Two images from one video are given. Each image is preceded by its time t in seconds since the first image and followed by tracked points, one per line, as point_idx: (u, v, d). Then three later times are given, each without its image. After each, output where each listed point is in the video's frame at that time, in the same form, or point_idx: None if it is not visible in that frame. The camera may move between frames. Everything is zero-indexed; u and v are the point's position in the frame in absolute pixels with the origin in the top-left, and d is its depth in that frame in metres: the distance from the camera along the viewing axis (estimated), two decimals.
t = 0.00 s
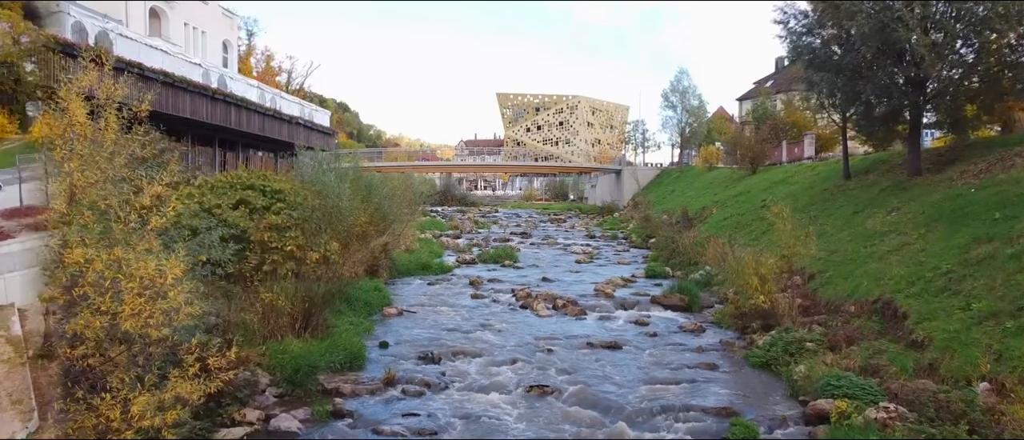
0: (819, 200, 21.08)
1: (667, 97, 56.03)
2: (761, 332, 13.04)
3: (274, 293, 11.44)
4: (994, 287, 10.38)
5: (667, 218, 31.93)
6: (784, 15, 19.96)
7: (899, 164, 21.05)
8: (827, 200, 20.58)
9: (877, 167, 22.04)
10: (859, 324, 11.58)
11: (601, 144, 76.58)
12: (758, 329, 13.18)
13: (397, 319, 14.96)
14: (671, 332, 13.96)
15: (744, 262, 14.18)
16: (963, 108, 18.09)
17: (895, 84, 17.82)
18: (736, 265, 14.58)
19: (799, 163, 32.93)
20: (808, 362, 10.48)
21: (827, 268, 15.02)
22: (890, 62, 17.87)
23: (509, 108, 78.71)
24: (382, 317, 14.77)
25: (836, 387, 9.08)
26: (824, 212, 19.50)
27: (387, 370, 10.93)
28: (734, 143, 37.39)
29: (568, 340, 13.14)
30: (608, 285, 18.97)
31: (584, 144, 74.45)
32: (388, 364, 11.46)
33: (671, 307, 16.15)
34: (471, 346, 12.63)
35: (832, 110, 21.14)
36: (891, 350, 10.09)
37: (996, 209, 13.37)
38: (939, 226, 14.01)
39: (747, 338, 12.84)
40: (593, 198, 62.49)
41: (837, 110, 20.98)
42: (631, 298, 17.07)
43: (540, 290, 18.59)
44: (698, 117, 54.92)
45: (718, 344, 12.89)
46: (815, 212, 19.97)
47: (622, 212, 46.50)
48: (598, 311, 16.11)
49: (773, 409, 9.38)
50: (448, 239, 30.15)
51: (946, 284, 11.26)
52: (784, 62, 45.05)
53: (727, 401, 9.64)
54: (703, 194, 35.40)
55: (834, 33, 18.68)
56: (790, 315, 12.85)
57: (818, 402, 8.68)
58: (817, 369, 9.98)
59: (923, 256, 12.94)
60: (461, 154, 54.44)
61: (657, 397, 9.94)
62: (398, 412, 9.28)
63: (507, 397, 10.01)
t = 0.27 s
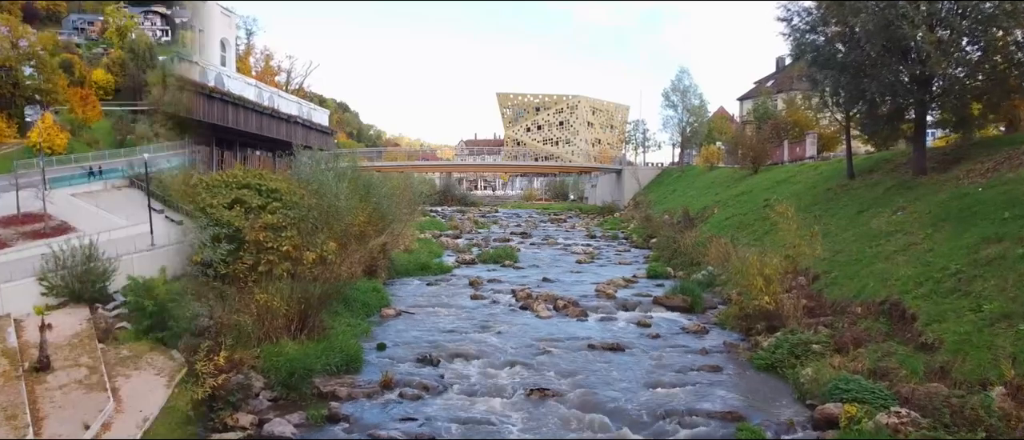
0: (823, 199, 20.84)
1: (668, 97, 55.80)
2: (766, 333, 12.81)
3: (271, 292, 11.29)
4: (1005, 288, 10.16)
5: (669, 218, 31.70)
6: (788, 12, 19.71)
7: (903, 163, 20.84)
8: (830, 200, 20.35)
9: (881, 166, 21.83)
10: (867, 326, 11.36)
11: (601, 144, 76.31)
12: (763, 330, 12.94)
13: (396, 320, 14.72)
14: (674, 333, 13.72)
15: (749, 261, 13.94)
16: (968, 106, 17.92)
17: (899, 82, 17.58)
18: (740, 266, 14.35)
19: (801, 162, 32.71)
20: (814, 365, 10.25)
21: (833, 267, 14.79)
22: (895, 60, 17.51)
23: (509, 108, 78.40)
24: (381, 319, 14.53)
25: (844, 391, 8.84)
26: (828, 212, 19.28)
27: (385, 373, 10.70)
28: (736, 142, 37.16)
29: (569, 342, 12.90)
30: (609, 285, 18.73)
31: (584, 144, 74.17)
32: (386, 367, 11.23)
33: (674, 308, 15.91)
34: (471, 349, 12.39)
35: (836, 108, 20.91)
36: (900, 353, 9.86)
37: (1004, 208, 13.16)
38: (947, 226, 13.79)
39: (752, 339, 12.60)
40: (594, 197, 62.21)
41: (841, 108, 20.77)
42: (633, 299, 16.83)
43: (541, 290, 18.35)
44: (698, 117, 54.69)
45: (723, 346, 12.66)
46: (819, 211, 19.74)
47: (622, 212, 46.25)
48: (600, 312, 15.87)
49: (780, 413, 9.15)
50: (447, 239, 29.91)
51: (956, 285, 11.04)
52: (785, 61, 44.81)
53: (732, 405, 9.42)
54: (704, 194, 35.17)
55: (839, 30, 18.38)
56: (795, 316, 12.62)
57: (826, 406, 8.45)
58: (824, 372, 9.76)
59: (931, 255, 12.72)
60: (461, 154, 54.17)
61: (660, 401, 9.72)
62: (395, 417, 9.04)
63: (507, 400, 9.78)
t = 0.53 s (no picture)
0: (827, 199, 20.58)
1: (669, 96, 55.57)
2: (770, 334, 12.57)
3: (272, 275, 12.81)
4: (1017, 289, 9.94)
5: (670, 218, 31.46)
6: (790, 9, 19.50)
7: (907, 162, 20.62)
8: (834, 199, 20.13)
9: (885, 165, 21.58)
10: (874, 328, 11.14)
11: (602, 144, 76.04)
12: (767, 332, 12.70)
13: (394, 322, 14.48)
14: (677, 335, 13.47)
15: (753, 261, 13.71)
16: (974, 105, 17.46)
17: (904, 79, 17.27)
18: (745, 264, 14.10)
19: (803, 161, 32.45)
20: (821, 368, 10.02)
21: (838, 267, 14.56)
22: (900, 57, 17.16)
23: (510, 107, 78.14)
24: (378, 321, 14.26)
25: (852, 395, 8.63)
26: (830, 211, 19.06)
27: (382, 376, 10.46)
28: (738, 141, 36.92)
29: (570, 344, 12.69)
30: (610, 286, 18.51)
31: (584, 143, 73.90)
32: (383, 370, 11.00)
33: (676, 309, 15.68)
34: (470, 351, 12.18)
35: (839, 106, 20.70)
36: (909, 356, 9.65)
37: (1013, 207, 12.94)
38: (954, 225, 13.56)
39: (756, 341, 12.37)
40: (594, 197, 61.93)
41: (845, 107, 20.55)
42: (635, 299, 16.59)
43: (541, 291, 18.11)
44: (700, 116, 54.41)
45: (727, 348, 12.41)
46: (822, 210, 19.51)
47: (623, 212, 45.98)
48: (601, 313, 15.64)
49: (785, 417, 8.95)
50: (447, 239, 29.68)
51: (964, 286, 10.83)
52: (788, 61, 44.55)
53: (737, 410, 9.18)
54: (706, 194, 34.92)
55: (844, 27, 18.36)
56: (801, 318, 12.39)
57: (834, 411, 8.26)
58: (830, 375, 9.54)
59: (938, 256, 12.49)
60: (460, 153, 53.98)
61: (661, 404, 9.52)
62: (392, 421, 8.82)
63: (505, 404, 9.57)
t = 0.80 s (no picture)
0: (830, 199, 20.28)
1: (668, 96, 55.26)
2: (774, 337, 12.27)
3: (268, 284, 13.83)
4: None
5: (670, 218, 31.19)
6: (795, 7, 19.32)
7: (911, 162, 20.41)
8: (836, 199, 19.88)
9: (888, 165, 21.33)
10: (881, 330, 10.94)
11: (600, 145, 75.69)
12: (770, 334, 12.44)
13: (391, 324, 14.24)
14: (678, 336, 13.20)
15: (757, 261, 13.44)
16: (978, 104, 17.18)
17: (908, 78, 16.93)
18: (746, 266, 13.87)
19: (804, 161, 32.20)
20: (827, 371, 9.85)
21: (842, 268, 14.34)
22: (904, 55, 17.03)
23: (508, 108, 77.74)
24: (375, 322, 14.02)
25: (861, 400, 8.54)
26: (833, 211, 18.81)
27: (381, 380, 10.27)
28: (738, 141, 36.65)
29: (570, 347, 12.44)
30: (610, 287, 18.24)
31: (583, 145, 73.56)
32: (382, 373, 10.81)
33: (677, 311, 15.40)
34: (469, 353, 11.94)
35: (842, 106, 20.45)
36: (918, 360, 9.50)
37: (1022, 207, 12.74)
38: (960, 226, 13.34)
39: (759, 344, 12.11)
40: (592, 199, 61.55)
41: (848, 106, 20.26)
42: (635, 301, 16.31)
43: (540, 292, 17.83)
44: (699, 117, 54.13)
45: (730, 350, 12.15)
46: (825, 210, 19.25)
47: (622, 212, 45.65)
48: (601, 315, 15.35)
49: (791, 422, 8.79)
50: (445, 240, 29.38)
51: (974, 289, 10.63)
52: (786, 60, 44.49)
53: (738, 413, 9.09)
54: (706, 194, 34.64)
55: (848, 24, 18.22)
56: (805, 320, 12.15)
57: (842, 416, 8.22)
58: (837, 379, 9.37)
59: (945, 257, 12.28)
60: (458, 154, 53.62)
61: (665, 409, 9.34)
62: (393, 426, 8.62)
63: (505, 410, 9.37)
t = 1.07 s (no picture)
0: (833, 198, 20.07)
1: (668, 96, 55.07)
2: (779, 339, 12.04)
3: (266, 294, 13.90)
4: None
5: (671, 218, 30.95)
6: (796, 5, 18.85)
7: (916, 162, 20.20)
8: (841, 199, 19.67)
9: (892, 165, 21.11)
10: (889, 334, 10.78)
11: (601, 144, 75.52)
12: (775, 337, 12.21)
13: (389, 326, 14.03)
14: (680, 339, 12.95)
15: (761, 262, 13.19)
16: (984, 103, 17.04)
17: (914, 76, 16.79)
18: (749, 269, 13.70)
19: (806, 161, 32.00)
20: (834, 375, 9.72)
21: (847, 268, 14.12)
22: (909, 53, 16.81)
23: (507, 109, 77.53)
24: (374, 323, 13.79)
25: (869, 406, 8.60)
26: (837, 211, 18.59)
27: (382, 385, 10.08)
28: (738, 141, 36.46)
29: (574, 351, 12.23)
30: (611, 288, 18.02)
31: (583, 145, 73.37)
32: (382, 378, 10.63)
33: (680, 312, 15.17)
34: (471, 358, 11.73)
35: (846, 105, 20.22)
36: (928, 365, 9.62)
37: None
38: (968, 226, 13.12)
39: (764, 346, 11.88)
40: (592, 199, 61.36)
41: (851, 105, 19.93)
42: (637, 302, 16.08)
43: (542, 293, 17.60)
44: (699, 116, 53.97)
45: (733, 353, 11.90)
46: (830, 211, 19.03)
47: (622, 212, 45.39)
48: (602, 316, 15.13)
49: (800, 429, 8.71)
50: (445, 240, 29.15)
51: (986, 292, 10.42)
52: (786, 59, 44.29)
53: (745, 418, 9.01)
54: (707, 194, 34.42)
55: (851, 22, 17.64)
56: (811, 323, 11.94)
57: (851, 423, 8.36)
58: (845, 385, 9.21)
59: (953, 258, 12.08)
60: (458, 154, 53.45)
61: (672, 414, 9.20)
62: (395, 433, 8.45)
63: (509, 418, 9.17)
